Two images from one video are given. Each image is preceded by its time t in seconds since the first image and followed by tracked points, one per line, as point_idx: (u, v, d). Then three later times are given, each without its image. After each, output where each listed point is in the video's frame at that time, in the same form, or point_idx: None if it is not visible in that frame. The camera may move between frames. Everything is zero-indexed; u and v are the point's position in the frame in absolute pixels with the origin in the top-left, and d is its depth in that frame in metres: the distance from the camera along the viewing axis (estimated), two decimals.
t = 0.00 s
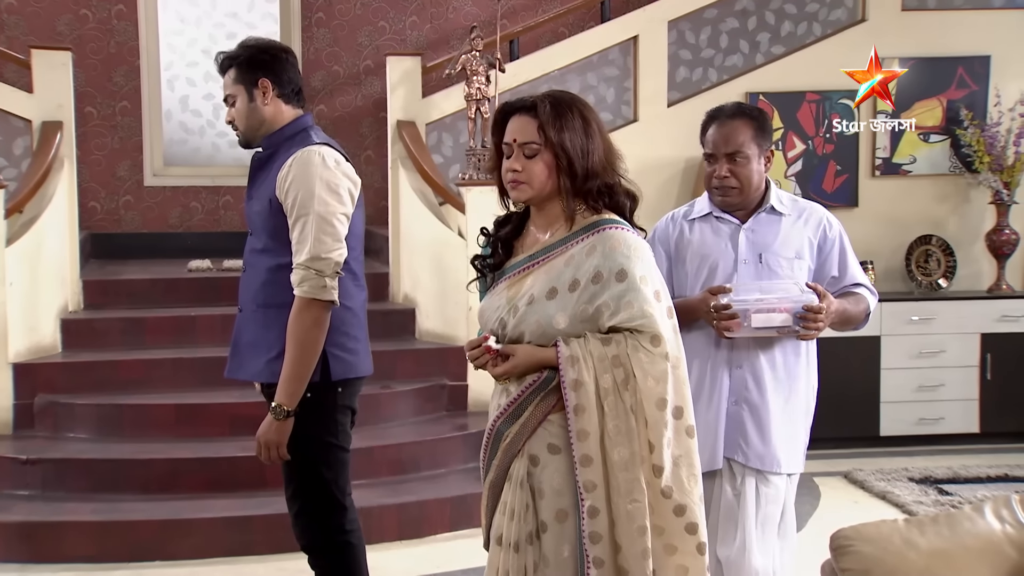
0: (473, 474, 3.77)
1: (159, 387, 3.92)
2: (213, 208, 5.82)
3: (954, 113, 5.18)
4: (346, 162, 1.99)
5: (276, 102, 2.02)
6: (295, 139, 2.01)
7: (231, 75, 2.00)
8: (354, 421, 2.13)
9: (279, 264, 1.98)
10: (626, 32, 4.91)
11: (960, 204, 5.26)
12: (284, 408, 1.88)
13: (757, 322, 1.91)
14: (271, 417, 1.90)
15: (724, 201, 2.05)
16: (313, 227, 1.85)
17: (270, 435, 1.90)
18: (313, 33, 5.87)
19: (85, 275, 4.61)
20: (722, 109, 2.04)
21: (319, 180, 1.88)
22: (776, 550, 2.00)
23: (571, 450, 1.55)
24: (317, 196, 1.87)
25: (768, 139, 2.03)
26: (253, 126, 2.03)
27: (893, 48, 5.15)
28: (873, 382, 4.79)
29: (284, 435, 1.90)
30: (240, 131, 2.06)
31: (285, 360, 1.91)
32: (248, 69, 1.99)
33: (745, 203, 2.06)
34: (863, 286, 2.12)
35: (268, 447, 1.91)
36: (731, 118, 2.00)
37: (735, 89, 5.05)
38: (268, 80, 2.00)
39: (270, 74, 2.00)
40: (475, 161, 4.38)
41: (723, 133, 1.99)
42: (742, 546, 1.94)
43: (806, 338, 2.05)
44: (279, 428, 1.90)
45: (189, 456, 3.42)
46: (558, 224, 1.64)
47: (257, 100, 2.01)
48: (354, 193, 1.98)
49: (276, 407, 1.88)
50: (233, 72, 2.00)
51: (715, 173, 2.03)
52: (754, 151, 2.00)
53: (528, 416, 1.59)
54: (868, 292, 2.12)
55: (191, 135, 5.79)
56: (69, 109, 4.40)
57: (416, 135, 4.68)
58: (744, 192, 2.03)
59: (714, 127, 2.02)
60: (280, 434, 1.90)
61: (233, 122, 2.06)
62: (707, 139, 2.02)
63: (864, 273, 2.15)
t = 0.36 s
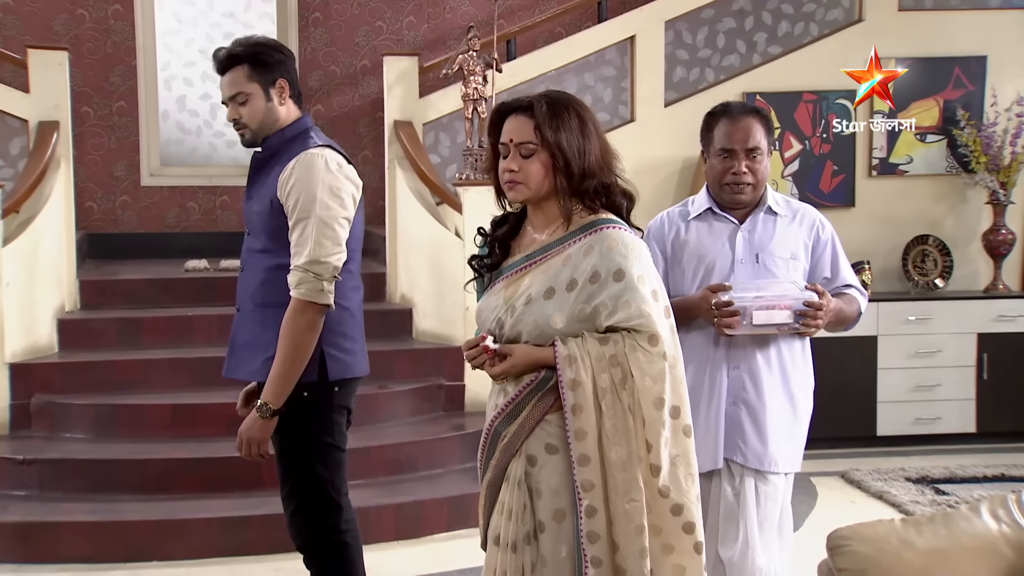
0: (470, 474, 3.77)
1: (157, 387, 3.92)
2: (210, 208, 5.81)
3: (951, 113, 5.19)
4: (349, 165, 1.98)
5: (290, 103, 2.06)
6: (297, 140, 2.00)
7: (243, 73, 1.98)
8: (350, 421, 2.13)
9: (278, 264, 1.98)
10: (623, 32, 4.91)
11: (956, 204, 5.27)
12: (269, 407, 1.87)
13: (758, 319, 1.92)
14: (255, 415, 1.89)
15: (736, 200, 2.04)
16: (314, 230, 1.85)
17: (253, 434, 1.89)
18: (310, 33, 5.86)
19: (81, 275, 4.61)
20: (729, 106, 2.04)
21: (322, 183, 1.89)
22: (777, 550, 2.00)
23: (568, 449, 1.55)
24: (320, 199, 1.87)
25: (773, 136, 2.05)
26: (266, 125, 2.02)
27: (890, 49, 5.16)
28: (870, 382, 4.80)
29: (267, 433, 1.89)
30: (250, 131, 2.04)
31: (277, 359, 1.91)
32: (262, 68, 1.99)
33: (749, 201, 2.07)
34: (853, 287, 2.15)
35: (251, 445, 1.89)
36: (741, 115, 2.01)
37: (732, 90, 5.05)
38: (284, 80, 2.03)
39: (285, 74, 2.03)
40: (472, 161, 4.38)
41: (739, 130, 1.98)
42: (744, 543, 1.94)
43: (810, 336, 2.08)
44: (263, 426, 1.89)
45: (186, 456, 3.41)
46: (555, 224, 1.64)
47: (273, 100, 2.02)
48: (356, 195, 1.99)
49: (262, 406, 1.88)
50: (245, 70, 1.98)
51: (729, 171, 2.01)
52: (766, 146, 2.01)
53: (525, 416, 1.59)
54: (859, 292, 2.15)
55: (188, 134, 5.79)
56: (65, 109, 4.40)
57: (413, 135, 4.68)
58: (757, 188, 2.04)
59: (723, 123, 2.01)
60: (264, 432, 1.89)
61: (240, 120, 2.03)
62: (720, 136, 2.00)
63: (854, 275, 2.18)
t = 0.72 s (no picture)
0: (472, 474, 3.77)
1: (158, 387, 3.92)
2: (211, 208, 5.81)
3: (952, 113, 5.18)
4: (363, 169, 2.00)
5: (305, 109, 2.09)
6: (307, 143, 2.00)
7: (277, 73, 1.97)
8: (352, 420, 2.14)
9: (288, 266, 1.98)
10: (624, 32, 4.91)
11: (958, 204, 5.27)
12: (292, 408, 1.86)
13: (745, 318, 1.92)
14: (276, 417, 1.88)
15: (727, 193, 2.03)
16: (336, 234, 1.86)
17: (276, 436, 1.89)
18: (310, 33, 5.86)
19: (82, 275, 4.61)
20: (723, 103, 2.04)
21: (342, 186, 1.90)
22: (759, 550, 1.99)
23: (569, 449, 1.55)
24: (340, 202, 1.88)
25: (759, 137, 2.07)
26: (289, 129, 2.02)
27: (891, 49, 5.15)
28: (871, 382, 4.79)
29: (289, 435, 1.89)
30: (271, 133, 2.00)
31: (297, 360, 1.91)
32: (291, 72, 2.00)
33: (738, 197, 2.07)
34: (831, 289, 2.14)
35: (271, 447, 1.90)
36: (734, 111, 2.01)
37: (733, 90, 5.05)
38: (305, 88, 2.07)
39: (304, 82, 2.06)
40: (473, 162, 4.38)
41: (733, 124, 1.99)
42: (728, 543, 1.94)
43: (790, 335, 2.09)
44: (284, 429, 1.88)
45: (187, 456, 3.41)
46: (557, 224, 1.65)
47: (297, 105, 2.04)
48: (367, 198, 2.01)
49: (283, 407, 1.87)
50: (278, 72, 1.97)
51: (722, 164, 2.01)
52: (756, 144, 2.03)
53: (527, 415, 1.59)
54: (835, 294, 2.14)
55: (189, 135, 5.79)
56: (67, 110, 4.40)
57: (414, 135, 4.68)
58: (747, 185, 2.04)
59: (717, 118, 2.01)
60: (284, 435, 1.89)
61: (264, 120, 1.98)
62: (715, 129, 2.00)
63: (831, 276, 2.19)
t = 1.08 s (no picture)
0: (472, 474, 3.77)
1: (158, 387, 3.92)
2: (211, 208, 5.81)
3: (952, 113, 5.18)
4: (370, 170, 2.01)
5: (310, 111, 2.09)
6: (313, 144, 2.01)
7: (289, 75, 1.97)
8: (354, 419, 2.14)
9: (296, 267, 1.98)
10: (624, 32, 4.91)
11: (958, 204, 5.27)
12: (330, 409, 1.87)
13: (738, 319, 1.92)
14: (316, 421, 1.88)
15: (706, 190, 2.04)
16: (357, 235, 1.88)
17: (319, 440, 1.89)
18: (311, 33, 5.86)
19: (83, 275, 4.61)
20: (683, 106, 2.04)
21: (358, 187, 1.92)
22: (750, 550, 1.98)
23: (571, 449, 1.55)
24: (358, 203, 1.91)
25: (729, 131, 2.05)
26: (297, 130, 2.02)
27: (892, 48, 5.15)
28: (872, 382, 4.79)
29: (331, 437, 1.90)
30: (282, 133, 1.99)
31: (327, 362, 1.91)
32: (301, 73, 2.00)
33: (717, 193, 2.07)
34: (817, 288, 2.15)
35: (315, 451, 1.90)
36: (698, 109, 2.01)
37: (733, 90, 5.05)
38: (311, 89, 2.07)
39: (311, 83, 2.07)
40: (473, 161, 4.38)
41: (697, 123, 1.99)
42: (719, 544, 1.93)
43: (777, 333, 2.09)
44: (325, 432, 1.89)
45: (187, 456, 3.41)
46: (559, 224, 1.64)
47: (304, 107, 2.04)
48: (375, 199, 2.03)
49: (322, 410, 1.88)
50: (290, 73, 1.97)
51: (693, 163, 2.02)
52: (724, 137, 2.02)
53: (529, 415, 1.59)
54: (822, 293, 2.15)
55: (189, 134, 5.79)
56: (67, 109, 4.38)
57: (414, 135, 4.68)
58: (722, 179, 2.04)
59: (680, 120, 2.02)
60: (326, 437, 1.90)
61: (275, 121, 1.98)
62: (678, 131, 2.01)
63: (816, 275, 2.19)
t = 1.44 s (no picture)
0: (474, 474, 3.77)
1: (161, 386, 3.92)
2: (214, 208, 5.81)
3: (955, 113, 5.18)
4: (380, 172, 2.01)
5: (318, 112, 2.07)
6: (322, 145, 2.02)
7: (288, 78, 1.96)
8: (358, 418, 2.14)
9: (306, 265, 1.99)
10: (627, 32, 4.91)
11: (961, 204, 5.26)
12: (325, 407, 1.88)
13: (727, 317, 1.92)
14: (311, 417, 1.89)
15: (688, 199, 2.06)
16: (363, 236, 1.88)
17: (312, 436, 1.90)
18: (313, 33, 5.87)
19: (85, 275, 4.61)
20: (684, 108, 2.05)
21: (363, 188, 1.91)
22: (748, 549, 1.98)
23: (575, 449, 1.55)
24: (364, 203, 1.90)
25: (728, 139, 2.05)
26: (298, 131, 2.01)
27: (895, 48, 5.15)
28: (875, 382, 4.79)
29: (324, 434, 1.91)
30: (278, 135, 2.00)
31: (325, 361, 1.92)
32: (302, 75, 1.99)
33: (706, 201, 2.08)
34: (813, 288, 2.14)
35: (308, 447, 1.91)
36: (695, 114, 2.02)
37: (736, 90, 5.05)
38: (318, 91, 2.05)
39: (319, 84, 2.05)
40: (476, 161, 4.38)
41: (689, 129, 2.00)
42: (719, 543, 1.93)
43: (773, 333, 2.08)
44: (319, 429, 1.90)
45: (190, 456, 3.41)
46: (563, 224, 1.64)
47: (307, 108, 2.03)
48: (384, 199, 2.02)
49: (316, 407, 1.88)
50: (288, 76, 1.97)
51: (679, 169, 2.04)
52: (718, 146, 2.02)
53: (534, 415, 1.58)
54: (818, 293, 2.14)
55: (192, 135, 5.79)
56: (70, 110, 4.37)
57: (417, 135, 4.68)
58: (709, 187, 2.04)
59: (677, 123, 2.03)
60: (320, 434, 1.91)
61: (270, 123, 1.99)
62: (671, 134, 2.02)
63: (813, 275, 2.17)
